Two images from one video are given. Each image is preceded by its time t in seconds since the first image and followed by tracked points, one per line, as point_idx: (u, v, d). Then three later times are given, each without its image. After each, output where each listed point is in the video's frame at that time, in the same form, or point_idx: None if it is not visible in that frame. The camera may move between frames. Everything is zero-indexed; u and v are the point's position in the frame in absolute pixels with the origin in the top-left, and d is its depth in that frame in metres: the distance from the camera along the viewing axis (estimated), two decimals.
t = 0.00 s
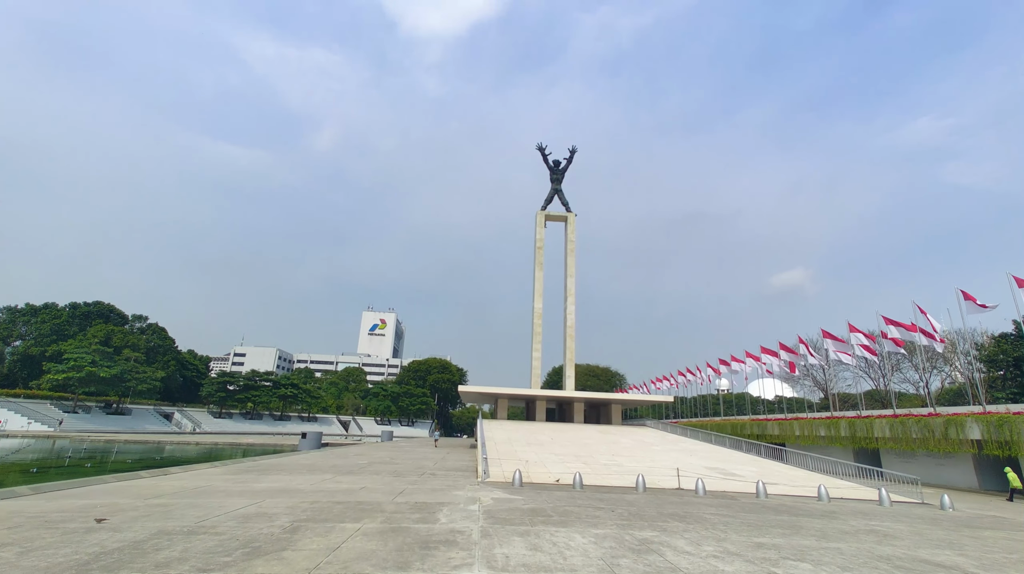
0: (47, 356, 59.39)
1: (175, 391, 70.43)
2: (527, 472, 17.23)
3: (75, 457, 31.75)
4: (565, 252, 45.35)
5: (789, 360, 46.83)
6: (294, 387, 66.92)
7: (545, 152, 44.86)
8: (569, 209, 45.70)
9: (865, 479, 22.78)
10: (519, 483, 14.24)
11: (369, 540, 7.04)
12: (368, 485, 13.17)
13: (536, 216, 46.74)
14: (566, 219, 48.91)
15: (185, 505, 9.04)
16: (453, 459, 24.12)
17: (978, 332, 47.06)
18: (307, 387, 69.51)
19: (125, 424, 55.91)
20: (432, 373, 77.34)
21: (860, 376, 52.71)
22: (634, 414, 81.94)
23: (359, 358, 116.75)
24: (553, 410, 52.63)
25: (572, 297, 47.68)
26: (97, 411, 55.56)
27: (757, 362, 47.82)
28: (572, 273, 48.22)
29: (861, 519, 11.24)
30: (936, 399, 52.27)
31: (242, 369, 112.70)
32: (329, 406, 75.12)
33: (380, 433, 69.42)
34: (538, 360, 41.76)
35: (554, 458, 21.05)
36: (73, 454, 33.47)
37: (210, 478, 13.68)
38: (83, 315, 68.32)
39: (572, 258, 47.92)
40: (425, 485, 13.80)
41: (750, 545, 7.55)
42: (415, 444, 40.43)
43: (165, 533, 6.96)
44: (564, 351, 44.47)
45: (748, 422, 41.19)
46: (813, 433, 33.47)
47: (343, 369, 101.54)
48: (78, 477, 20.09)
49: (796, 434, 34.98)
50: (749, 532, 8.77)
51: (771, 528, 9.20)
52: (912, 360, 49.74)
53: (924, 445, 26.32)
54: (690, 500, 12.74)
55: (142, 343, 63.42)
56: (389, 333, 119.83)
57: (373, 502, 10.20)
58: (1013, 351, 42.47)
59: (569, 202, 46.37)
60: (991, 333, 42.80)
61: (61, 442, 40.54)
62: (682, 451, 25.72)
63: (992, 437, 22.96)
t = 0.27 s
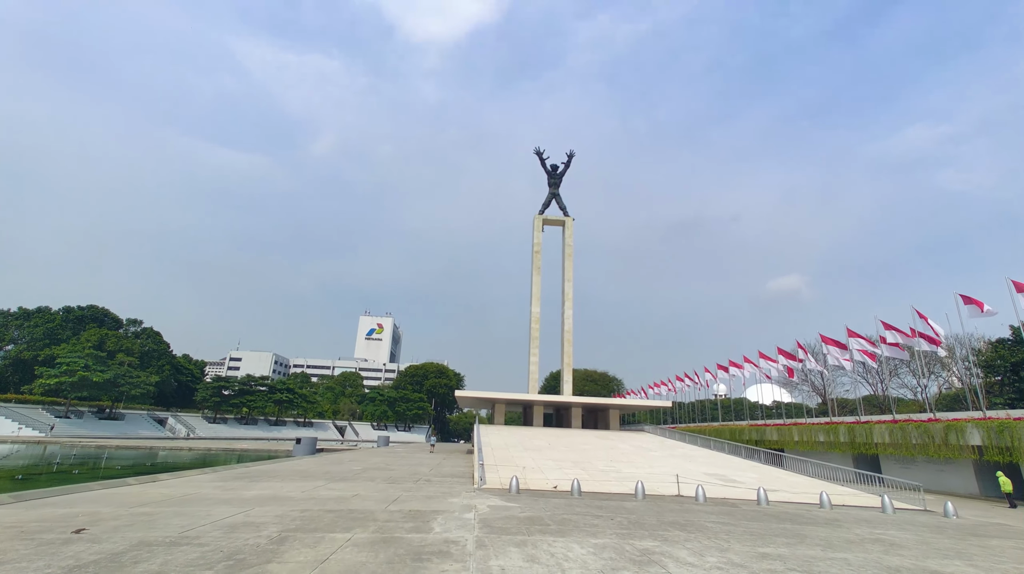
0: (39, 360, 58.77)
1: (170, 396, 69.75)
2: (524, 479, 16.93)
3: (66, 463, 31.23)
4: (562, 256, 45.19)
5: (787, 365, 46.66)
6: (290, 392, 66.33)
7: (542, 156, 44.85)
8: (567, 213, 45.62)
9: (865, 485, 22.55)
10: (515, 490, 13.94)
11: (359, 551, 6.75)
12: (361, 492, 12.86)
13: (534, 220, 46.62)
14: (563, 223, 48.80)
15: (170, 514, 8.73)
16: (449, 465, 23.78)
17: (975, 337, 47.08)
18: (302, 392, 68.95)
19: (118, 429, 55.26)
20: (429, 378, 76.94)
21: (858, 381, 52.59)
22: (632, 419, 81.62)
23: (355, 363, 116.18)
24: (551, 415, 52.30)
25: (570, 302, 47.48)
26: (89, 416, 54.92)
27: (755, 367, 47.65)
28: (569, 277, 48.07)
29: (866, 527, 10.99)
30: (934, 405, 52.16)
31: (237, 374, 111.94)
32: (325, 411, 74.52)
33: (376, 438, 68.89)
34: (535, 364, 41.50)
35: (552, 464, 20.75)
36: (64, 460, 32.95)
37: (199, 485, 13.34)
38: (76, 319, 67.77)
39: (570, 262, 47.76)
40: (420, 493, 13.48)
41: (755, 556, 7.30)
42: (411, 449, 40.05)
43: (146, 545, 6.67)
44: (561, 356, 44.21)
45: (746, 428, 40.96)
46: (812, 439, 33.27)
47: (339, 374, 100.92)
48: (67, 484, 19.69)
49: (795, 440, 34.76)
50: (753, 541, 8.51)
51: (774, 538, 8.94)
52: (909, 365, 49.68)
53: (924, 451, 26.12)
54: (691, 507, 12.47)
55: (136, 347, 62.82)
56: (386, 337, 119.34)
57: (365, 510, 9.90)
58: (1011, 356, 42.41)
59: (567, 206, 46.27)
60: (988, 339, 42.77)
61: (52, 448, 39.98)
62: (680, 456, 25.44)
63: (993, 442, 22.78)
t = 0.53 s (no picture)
0: (35, 361, 58.35)
1: (166, 398, 69.37)
2: (523, 481, 16.69)
3: (59, 465, 30.90)
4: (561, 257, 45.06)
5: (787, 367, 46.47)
6: (287, 393, 65.93)
7: (540, 157, 44.75)
8: (566, 215, 45.47)
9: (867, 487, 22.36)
10: (514, 492, 13.73)
11: (352, 557, 6.52)
12: (356, 495, 12.61)
13: (533, 222, 46.49)
14: (562, 224, 48.72)
15: (158, 518, 8.50)
16: (446, 468, 23.54)
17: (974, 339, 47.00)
18: (300, 393, 68.59)
19: (114, 431, 54.86)
20: (427, 380, 76.66)
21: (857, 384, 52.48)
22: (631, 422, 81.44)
23: (353, 364, 115.83)
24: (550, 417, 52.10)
25: (569, 303, 47.33)
26: (85, 417, 54.51)
27: (754, 369, 47.50)
28: (568, 278, 47.90)
29: (871, 531, 10.80)
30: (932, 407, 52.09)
31: (235, 375, 111.55)
32: (322, 413, 74.12)
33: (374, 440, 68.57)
34: (534, 366, 41.31)
35: (550, 466, 20.51)
36: (58, 462, 32.67)
37: (191, 487, 13.12)
38: (72, 320, 67.40)
39: (569, 263, 47.63)
40: (416, 495, 13.24)
41: (760, 562, 7.10)
42: (409, 451, 39.77)
43: (131, 550, 6.44)
44: (560, 357, 44.01)
45: (745, 430, 40.77)
46: (811, 441, 33.14)
47: (337, 376, 100.52)
48: (59, 485, 19.43)
49: (795, 442, 34.60)
50: (757, 546, 8.31)
51: (779, 543, 8.73)
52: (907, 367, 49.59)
53: (925, 454, 25.95)
54: (692, 510, 12.28)
55: (133, 348, 62.44)
56: (384, 339, 119.00)
57: (360, 513, 9.66)
58: (1010, 358, 42.31)
59: (566, 208, 46.14)
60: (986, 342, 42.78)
61: (46, 450, 39.60)
62: (681, 458, 25.21)
63: (994, 445, 22.62)
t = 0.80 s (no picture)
0: (30, 362, 57.88)
1: (163, 399, 68.94)
2: (522, 483, 16.45)
3: (54, 466, 30.56)
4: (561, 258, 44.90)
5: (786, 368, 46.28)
6: (284, 395, 65.59)
7: (540, 157, 44.60)
8: (565, 215, 45.32)
9: (868, 489, 22.18)
10: (514, 495, 13.50)
11: (346, 563, 6.29)
12: (353, 498, 12.36)
13: (532, 222, 46.34)
14: (562, 225, 48.56)
15: (147, 522, 8.25)
16: (445, 470, 23.30)
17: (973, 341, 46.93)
18: (298, 394, 68.24)
19: (109, 432, 54.46)
20: (425, 381, 76.36)
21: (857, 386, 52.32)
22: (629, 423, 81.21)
23: (351, 365, 115.50)
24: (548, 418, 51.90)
25: (568, 304, 47.15)
26: (80, 419, 54.09)
27: (754, 371, 47.31)
28: (567, 279, 47.72)
29: (877, 535, 10.60)
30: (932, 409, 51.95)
31: (233, 376, 111.11)
32: (320, 414, 73.68)
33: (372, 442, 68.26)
34: (533, 367, 41.09)
35: (550, 468, 20.28)
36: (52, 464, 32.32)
37: (184, 490, 12.86)
38: (68, 320, 66.98)
39: (568, 264, 47.47)
40: (414, 498, 12.99)
41: (769, 568, 6.89)
42: (407, 453, 39.49)
43: (116, 556, 6.19)
44: (559, 359, 43.78)
45: (745, 431, 40.58)
46: (812, 443, 32.96)
47: (335, 377, 100.15)
48: (51, 487, 19.15)
49: (795, 444, 34.42)
50: (764, 551, 8.08)
51: (786, 547, 8.53)
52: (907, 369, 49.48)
53: (926, 456, 25.76)
54: (695, 513, 12.07)
55: (129, 349, 62.05)
56: (382, 340, 118.65)
57: (356, 517, 9.41)
58: (1009, 360, 42.22)
59: (565, 208, 46.00)
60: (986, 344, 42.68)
61: (40, 451, 39.19)
62: (681, 460, 24.98)
63: (997, 446, 22.44)
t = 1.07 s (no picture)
0: (24, 362, 57.43)
1: (159, 399, 68.54)
2: (521, 484, 16.24)
3: (48, 467, 30.27)
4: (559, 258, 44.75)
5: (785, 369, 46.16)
6: (282, 395, 65.27)
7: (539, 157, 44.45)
8: (564, 215, 45.17)
9: (868, 490, 22.04)
10: (512, 496, 13.31)
11: (339, 568, 6.07)
12: (349, 499, 12.14)
13: (531, 222, 46.19)
14: (561, 225, 48.41)
15: (137, 524, 8.04)
16: (443, 470, 23.08)
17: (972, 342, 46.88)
18: (295, 395, 67.92)
19: (105, 432, 54.06)
20: (423, 382, 76.12)
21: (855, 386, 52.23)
22: (627, 424, 81.11)
23: (349, 366, 115.16)
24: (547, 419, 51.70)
25: (567, 304, 46.98)
26: (75, 419, 53.68)
27: (753, 371, 47.17)
28: (566, 279, 47.56)
29: (882, 537, 10.42)
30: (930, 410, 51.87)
31: (230, 377, 110.65)
32: (317, 414, 73.35)
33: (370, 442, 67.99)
34: (531, 367, 40.90)
35: (549, 469, 20.09)
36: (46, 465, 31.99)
37: (177, 491, 12.62)
38: (64, 319, 66.56)
39: (567, 264, 47.31)
40: (411, 499, 12.78)
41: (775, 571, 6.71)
42: (405, 453, 39.26)
43: (101, 561, 5.99)
44: (558, 359, 43.60)
45: (744, 432, 40.46)
46: (811, 444, 32.84)
47: (333, 377, 99.81)
48: (43, 489, 18.87)
49: (794, 444, 34.29)
50: (769, 554, 7.89)
51: (790, 550, 8.35)
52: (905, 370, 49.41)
53: (927, 457, 25.62)
54: (697, 515, 11.89)
55: (125, 349, 61.64)
56: (381, 341, 118.33)
57: (351, 519, 9.21)
58: (1008, 361, 42.13)
59: (564, 208, 45.87)
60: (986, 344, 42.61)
61: (34, 451, 38.81)
62: (681, 461, 24.80)
63: (998, 447, 22.31)
